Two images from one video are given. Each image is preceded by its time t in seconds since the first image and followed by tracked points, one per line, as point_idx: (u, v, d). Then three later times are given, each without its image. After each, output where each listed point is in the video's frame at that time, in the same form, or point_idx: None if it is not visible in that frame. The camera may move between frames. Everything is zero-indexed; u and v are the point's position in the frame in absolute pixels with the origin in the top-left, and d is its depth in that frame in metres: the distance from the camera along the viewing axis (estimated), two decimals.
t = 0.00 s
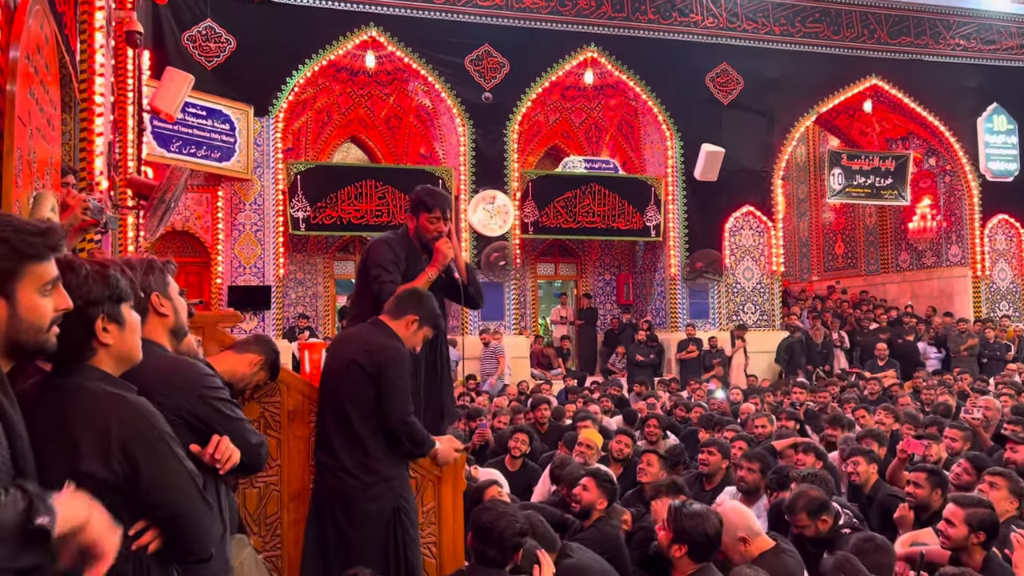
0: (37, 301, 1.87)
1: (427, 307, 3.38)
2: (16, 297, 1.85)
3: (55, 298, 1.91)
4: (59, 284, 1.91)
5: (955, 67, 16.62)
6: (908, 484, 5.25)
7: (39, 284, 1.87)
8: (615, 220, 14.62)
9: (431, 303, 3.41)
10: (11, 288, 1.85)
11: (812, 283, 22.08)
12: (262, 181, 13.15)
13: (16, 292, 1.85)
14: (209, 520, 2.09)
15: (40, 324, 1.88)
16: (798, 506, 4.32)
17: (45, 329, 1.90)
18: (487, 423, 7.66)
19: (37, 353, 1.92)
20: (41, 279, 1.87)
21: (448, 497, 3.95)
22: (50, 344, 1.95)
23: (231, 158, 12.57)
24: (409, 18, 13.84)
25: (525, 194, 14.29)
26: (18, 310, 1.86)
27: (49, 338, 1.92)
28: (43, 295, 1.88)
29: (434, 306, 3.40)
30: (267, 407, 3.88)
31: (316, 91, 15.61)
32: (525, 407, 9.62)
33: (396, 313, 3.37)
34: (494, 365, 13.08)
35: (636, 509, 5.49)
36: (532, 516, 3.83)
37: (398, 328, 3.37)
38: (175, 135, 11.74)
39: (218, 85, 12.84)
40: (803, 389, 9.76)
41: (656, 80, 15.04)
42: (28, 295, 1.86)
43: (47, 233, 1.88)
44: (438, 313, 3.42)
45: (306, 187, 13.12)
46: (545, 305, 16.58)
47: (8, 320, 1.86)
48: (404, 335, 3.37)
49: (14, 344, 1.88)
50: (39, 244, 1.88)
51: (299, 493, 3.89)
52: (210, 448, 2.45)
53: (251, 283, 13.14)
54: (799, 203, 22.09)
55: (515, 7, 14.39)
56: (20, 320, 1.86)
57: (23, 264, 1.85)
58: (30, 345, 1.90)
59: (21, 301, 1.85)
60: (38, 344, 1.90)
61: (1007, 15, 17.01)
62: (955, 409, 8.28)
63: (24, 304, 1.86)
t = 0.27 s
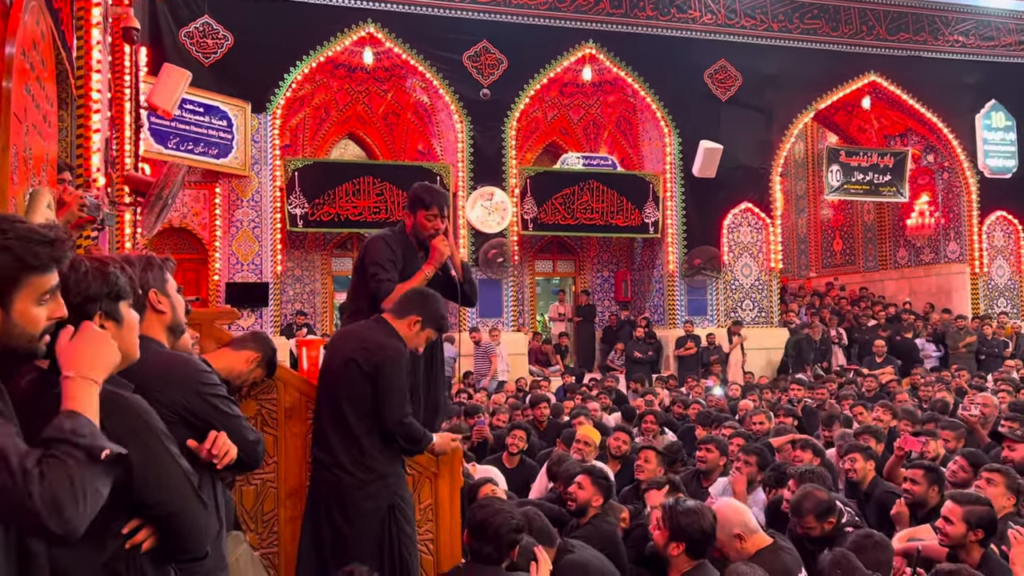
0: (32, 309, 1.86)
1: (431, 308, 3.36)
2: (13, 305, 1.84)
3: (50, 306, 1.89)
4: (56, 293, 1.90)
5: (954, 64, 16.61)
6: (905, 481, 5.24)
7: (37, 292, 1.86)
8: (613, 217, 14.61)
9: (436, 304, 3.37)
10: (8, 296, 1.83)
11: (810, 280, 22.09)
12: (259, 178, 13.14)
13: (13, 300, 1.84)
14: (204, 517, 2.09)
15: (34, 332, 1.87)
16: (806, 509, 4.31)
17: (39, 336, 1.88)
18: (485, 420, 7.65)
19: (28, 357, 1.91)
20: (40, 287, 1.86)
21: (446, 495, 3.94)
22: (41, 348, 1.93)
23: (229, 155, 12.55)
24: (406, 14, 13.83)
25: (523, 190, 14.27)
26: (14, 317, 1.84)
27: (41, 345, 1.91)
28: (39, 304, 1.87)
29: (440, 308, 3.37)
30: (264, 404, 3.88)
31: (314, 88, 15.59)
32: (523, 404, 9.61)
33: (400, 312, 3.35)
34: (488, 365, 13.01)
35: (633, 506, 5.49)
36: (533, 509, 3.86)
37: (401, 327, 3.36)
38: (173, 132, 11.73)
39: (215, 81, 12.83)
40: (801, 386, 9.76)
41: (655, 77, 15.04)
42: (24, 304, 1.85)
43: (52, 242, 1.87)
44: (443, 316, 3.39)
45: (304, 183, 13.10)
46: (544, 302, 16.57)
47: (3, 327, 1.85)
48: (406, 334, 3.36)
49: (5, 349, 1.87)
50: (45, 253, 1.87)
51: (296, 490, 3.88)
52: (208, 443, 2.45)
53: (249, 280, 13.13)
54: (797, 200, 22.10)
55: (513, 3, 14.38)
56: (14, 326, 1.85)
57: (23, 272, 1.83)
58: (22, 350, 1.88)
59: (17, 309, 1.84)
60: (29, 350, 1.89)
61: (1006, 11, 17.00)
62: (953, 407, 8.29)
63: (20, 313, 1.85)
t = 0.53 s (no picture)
0: (31, 310, 1.86)
1: (432, 306, 3.35)
2: (13, 305, 1.84)
3: (51, 306, 1.90)
4: (57, 295, 1.90)
5: (952, 62, 16.61)
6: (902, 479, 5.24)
7: (37, 294, 1.86)
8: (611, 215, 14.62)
9: (438, 302, 3.36)
10: (8, 297, 1.83)
11: (809, 278, 22.10)
12: (258, 177, 13.12)
13: (14, 301, 1.84)
14: (199, 515, 2.09)
15: (32, 331, 1.88)
16: (806, 509, 4.31)
17: (37, 336, 1.89)
18: (483, 419, 7.65)
19: (25, 357, 1.92)
20: (40, 289, 1.86)
21: (443, 492, 3.94)
22: (40, 347, 1.95)
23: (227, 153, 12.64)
24: (404, 12, 13.82)
25: (521, 188, 14.26)
26: (13, 318, 1.85)
27: (39, 345, 1.92)
28: (39, 305, 1.87)
29: (441, 306, 3.36)
30: (262, 402, 3.88)
31: (312, 86, 15.58)
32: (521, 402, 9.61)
33: (402, 310, 3.35)
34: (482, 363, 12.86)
35: (631, 504, 5.48)
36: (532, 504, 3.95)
37: (401, 325, 3.37)
38: (171, 130, 11.79)
39: (213, 79, 12.81)
40: (800, 384, 9.76)
41: (653, 75, 15.04)
42: (24, 305, 1.85)
43: (53, 243, 1.87)
44: (444, 313, 3.38)
45: (303, 180, 13.13)
46: (542, 300, 16.58)
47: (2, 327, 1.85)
48: (407, 332, 3.37)
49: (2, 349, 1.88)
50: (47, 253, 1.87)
51: (293, 488, 3.89)
52: (208, 439, 2.45)
53: (247, 278, 13.12)
54: (795, 198, 22.11)
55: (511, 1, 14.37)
56: (13, 327, 1.85)
57: (23, 274, 1.83)
58: (19, 349, 1.89)
59: (17, 309, 1.84)
60: (28, 349, 1.90)
61: (1004, 9, 16.99)
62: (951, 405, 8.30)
63: (20, 313, 1.85)
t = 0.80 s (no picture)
0: (23, 309, 1.86)
1: (432, 306, 3.35)
2: (6, 304, 1.84)
3: (43, 306, 1.90)
4: (49, 294, 1.90)
5: (950, 60, 16.62)
6: (899, 478, 5.25)
7: (29, 294, 1.86)
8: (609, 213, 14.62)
9: (438, 302, 3.36)
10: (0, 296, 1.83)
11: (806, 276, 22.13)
12: (255, 175, 13.09)
13: (5, 300, 1.84)
14: (195, 514, 2.08)
15: (23, 330, 1.88)
16: (796, 503, 4.37)
17: (28, 335, 1.90)
18: (481, 417, 7.66)
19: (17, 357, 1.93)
20: (33, 288, 1.86)
21: (440, 490, 3.93)
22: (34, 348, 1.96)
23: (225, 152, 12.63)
24: (402, 11, 13.82)
25: (519, 187, 14.25)
26: (5, 317, 1.85)
27: (30, 345, 1.93)
28: (31, 305, 1.88)
29: (441, 306, 3.36)
30: (259, 401, 3.88)
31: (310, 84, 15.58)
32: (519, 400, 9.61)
33: (402, 310, 3.35)
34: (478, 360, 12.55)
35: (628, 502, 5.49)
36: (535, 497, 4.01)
37: (401, 325, 3.36)
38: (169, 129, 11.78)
39: (211, 78, 12.81)
40: (797, 382, 9.77)
41: (651, 74, 15.05)
42: (16, 304, 1.85)
43: (48, 242, 1.87)
44: (445, 314, 3.38)
45: (300, 178, 13.11)
46: (540, 298, 16.59)
47: None
48: (407, 332, 3.36)
49: None
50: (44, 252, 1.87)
51: (290, 487, 3.88)
52: (206, 438, 2.45)
53: (245, 277, 13.12)
54: (793, 196, 22.13)
55: None
56: (5, 326, 1.86)
57: (17, 273, 1.84)
58: (10, 348, 1.90)
59: (10, 309, 1.85)
60: (18, 350, 1.91)
61: (1002, 8, 17.01)
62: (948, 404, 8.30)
63: (11, 312, 1.85)
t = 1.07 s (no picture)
0: (13, 308, 1.86)
1: (432, 305, 3.35)
2: None
3: (36, 305, 1.90)
4: (42, 294, 1.90)
5: (948, 60, 16.63)
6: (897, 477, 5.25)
7: (20, 293, 1.86)
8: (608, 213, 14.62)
9: (438, 301, 3.36)
10: None
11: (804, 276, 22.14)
12: (254, 175, 13.08)
13: None
14: (193, 515, 2.09)
15: (13, 329, 1.88)
16: (786, 498, 4.37)
17: (19, 335, 1.89)
18: (479, 417, 7.66)
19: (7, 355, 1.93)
20: (24, 287, 1.86)
21: (439, 489, 3.94)
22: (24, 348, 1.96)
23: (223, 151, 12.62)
24: (401, 10, 13.81)
25: (518, 186, 14.25)
26: None
27: (19, 345, 1.92)
28: (23, 304, 1.87)
29: (440, 305, 3.36)
30: (257, 400, 3.88)
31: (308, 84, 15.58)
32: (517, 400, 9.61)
33: (402, 310, 3.35)
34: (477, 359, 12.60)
35: (626, 501, 5.49)
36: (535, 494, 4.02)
37: (401, 325, 3.36)
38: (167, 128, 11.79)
39: (209, 77, 12.80)
40: (796, 382, 9.77)
41: (649, 73, 15.05)
42: (7, 303, 1.85)
43: (41, 241, 1.87)
44: (443, 313, 3.38)
45: (298, 178, 13.12)
46: (538, 298, 16.59)
47: None
48: (406, 332, 3.36)
49: None
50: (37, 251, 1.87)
51: (288, 486, 3.88)
52: (203, 439, 2.44)
53: (244, 276, 13.12)
54: (791, 196, 22.14)
55: None
56: None
57: (10, 271, 1.84)
58: None
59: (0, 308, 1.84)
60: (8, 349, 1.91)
61: (1001, 8, 17.01)
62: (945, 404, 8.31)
63: None
